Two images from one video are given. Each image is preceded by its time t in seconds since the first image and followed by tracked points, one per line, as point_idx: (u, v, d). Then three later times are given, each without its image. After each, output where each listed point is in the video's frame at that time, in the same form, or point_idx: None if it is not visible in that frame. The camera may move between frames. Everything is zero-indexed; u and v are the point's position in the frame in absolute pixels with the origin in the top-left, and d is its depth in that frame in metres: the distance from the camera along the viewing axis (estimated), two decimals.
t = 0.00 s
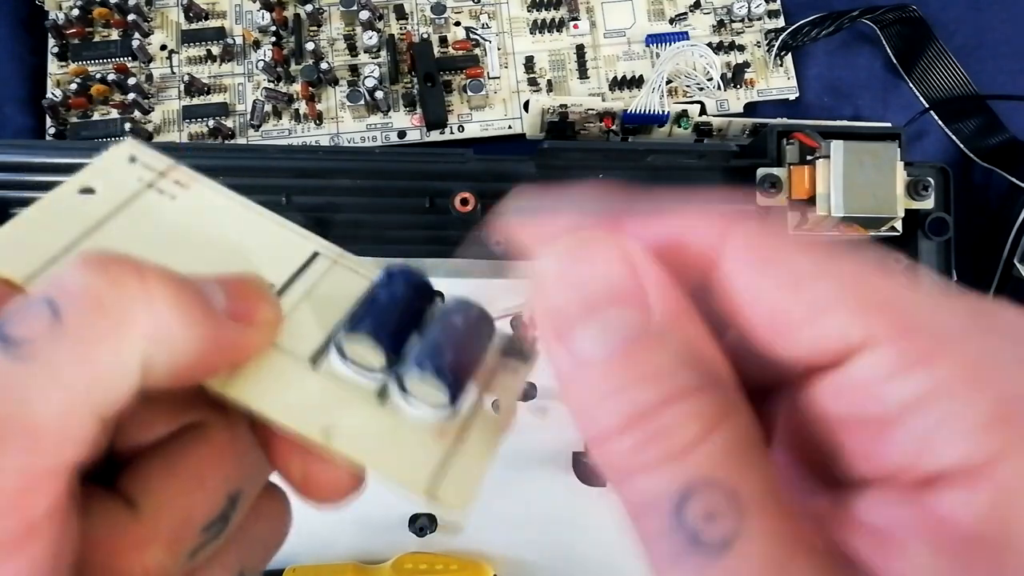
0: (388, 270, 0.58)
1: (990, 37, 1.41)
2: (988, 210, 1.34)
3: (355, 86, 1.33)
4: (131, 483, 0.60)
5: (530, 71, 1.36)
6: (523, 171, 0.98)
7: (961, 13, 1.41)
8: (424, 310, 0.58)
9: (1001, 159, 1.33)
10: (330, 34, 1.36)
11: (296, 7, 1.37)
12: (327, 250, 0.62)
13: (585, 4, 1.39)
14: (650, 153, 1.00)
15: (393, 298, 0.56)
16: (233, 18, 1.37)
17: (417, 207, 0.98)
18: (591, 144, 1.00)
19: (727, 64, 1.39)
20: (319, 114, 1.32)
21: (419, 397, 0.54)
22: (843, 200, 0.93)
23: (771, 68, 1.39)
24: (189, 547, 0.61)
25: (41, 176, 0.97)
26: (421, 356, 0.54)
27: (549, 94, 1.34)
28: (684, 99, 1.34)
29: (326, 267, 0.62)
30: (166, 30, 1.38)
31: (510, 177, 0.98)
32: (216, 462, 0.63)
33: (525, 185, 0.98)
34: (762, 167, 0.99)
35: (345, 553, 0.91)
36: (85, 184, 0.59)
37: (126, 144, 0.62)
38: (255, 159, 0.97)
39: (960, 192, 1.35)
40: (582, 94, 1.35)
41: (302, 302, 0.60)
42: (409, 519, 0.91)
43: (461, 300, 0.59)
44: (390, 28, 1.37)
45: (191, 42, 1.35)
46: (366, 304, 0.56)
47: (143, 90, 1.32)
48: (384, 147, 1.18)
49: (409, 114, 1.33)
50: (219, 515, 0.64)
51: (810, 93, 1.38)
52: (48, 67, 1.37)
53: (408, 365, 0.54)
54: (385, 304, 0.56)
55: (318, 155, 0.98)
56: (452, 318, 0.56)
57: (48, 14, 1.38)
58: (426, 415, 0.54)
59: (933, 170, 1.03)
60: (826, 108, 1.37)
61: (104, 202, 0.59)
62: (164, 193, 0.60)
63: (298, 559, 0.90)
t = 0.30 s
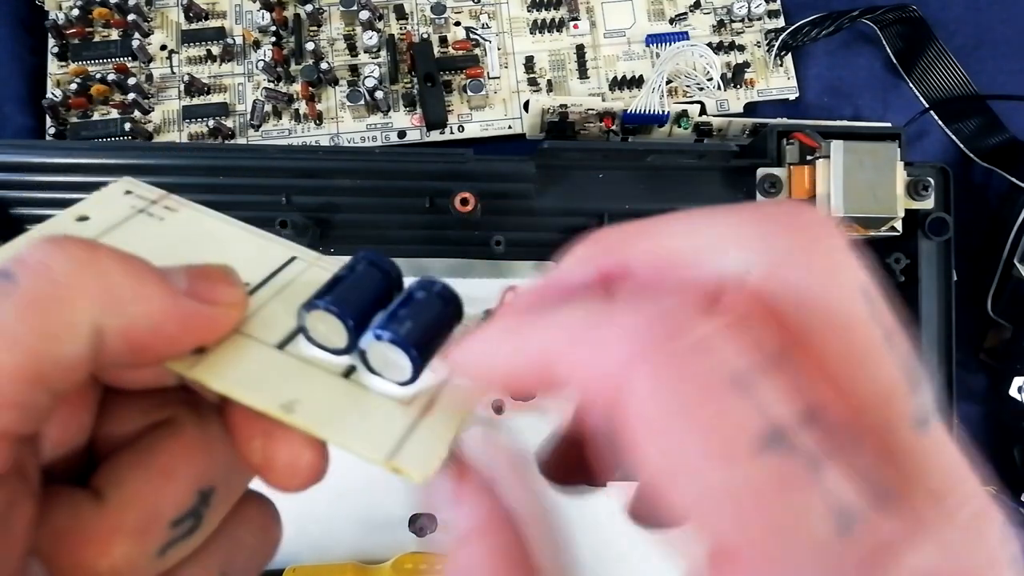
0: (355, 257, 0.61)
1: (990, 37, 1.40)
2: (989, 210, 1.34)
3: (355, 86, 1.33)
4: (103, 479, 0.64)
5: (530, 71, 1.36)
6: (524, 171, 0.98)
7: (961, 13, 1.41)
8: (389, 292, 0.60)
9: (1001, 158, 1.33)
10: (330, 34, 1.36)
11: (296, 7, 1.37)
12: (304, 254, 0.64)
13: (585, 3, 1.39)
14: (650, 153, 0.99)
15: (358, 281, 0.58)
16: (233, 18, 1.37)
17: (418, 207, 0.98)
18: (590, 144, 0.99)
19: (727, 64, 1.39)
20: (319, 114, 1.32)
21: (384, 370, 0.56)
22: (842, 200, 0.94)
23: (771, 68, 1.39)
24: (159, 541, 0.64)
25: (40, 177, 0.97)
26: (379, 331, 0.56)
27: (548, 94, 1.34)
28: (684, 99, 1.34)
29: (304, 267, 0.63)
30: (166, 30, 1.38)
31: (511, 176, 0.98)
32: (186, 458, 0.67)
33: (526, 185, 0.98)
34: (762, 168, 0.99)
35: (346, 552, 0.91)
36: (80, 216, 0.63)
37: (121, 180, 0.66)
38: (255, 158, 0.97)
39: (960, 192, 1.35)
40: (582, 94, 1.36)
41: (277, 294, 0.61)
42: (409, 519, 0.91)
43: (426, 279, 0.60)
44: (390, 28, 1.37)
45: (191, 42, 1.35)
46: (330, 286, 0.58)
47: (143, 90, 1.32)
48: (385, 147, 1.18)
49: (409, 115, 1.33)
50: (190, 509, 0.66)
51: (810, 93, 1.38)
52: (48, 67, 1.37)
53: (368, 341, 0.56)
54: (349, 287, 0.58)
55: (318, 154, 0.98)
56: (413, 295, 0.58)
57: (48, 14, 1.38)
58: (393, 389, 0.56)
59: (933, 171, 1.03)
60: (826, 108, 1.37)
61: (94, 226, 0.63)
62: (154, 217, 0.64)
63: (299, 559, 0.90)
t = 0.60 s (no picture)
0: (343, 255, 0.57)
1: (990, 37, 1.41)
2: (989, 210, 1.34)
3: (355, 86, 1.33)
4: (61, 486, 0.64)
5: (530, 71, 1.36)
6: (523, 171, 0.98)
7: (961, 13, 1.41)
8: (374, 294, 0.55)
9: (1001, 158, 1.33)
10: (330, 34, 1.36)
11: (296, 7, 1.37)
12: (293, 252, 0.60)
13: (585, 4, 1.39)
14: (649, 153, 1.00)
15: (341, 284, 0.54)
16: (233, 18, 1.37)
17: (417, 207, 0.98)
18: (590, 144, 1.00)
19: (727, 64, 1.39)
20: (319, 114, 1.32)
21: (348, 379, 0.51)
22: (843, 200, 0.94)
23: (771, 68, 1.39)
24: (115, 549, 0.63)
25: (39, 176, 0.97)
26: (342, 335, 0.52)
27: (548, 94, 1.34)
28: (684, 99, 1.33)
29: (289, 264, 0.59)
30: (166, 30, 1.37)
31: (511, 176, 0.98)
32: (141, 465, 0.65)
33: (526, 185, 0.98)
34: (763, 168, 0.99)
35: (346, 552, 0.90)
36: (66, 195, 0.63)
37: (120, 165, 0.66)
38: (256, 159, 0.97)
39: (960, 192, 1.35)
40: (582, 94, 1.35)
41: (252, 291, 0.57)
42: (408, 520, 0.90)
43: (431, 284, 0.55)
44: (390, 28, 1.37)
45: (191, 42, 1.35)
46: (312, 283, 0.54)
47: (143, 90, 1.32)
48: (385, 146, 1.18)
49: (409, 115, 1.33)
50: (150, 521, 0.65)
51: (810, 93, 1.38)
52: (48, 67, 1.36)
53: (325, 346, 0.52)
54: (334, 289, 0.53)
55: (319, 154, 0.98)
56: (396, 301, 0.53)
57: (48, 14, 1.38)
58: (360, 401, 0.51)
59: (933, 171, 1.03)
60: (826, 108, 1.37)
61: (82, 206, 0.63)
62: (145, 203, 0.63)
63: (299, 559, 0.89)
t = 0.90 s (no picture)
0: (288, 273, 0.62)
1: (990, 37, 1.41)
2: (990, 210, 1.33)
3: (355, 86, 1.33)
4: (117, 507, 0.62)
5: (530, 71, 1.36)
6: (524, 171, 0.98)
7: (961, 13, 1.41)
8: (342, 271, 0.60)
9: (1000, 158, 1.34)
10: (330, 34, 1.36)
11: (296, 7, 1.38)
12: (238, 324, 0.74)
13: (585, 4, 1.39)
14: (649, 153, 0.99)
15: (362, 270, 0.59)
16: (233, 18, 1.37)
17: (417, 207, 0.97)
18: (591, 144, 1.00)
19: (727, 64, 1.39)
20: (319, 114, 1.32)
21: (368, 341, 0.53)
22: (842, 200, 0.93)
23: (771, 68, 1.39)
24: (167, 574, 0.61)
25: (40, 176, 0.97)
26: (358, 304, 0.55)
27: (548, 94, 1.34)
28: (684, 99, 1.33)
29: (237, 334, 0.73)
30: (166, 30, 1.37)
31: (510, 176, 0.98)
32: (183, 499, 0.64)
33: (524, 185, 0.97)
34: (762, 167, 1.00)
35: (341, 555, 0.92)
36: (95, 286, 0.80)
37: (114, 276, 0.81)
38: (256, 159, 0.98)
39: (961, 192, 1.34)
40: (582, 94, 1.35)
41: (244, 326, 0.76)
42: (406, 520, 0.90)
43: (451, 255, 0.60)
44: (390, 28, 1.37)
45: (191, 42, 1.35)
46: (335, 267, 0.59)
47: (143, 90, 1.32)
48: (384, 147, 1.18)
49: (409, 115, 1.33)
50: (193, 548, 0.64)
51: (810, 93, 1.38)
52: (47, 67, 1.37)
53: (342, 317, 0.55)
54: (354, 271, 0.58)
55: (319, 154, 0.99)
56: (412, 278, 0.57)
57: (48, 14, 1.38)
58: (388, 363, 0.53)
59: (933, 171, 1.04)
60: (826, 108, 1.37)
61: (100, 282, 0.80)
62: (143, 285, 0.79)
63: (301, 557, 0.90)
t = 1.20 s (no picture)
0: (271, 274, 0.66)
1: (990, 37, 1.41)
2: (989, 209, 1.34)
3: (355, 86, 1.33)
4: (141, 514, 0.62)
5: (530, 71, 1.36)
6: (524, 171, 0.98)
7: (961, 13, 1.41)
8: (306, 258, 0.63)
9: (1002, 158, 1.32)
10: (330, 34, 1.36)
11: (296, 7, 1.38)
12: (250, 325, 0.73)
13: (585, 4, 1.39)
14: (650, 153, 0.99)
15: (324, 262, 0.60)
16: (233, 18, 1.37)
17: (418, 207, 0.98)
18: (591, 144, 0.99)
19: (727, 64, 1.38)
20: (319, 114, 1.32)
21: (332, 345, 0.55)
22: (843, 201, 0.93)
23: (771, 68, 1.38)
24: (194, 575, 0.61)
25: (40, 177, 0.98)
26: (319, 303, 0.58)
27: (548, 94, 1.34)
28: (684, 99, 1.33)
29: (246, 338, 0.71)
30: (166, 30, 1.37)
31: (511, 176, 0.98)
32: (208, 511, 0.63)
33: (526, 185, 0.98)
34: (762, 168, 1.00)
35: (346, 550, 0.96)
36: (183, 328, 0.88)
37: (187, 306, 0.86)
38: (255, 158, 0.97)
39: (960, 191, 1.35)
40: (582, 94, 1.35)
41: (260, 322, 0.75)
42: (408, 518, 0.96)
43: (419, 231, 0.59)
44: (390, 28, 1.37)
45: (191, 42, 1.35)
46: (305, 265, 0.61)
47: (143, 90, 1.32)
48: (384, 146, 1.19)
49: (409, 114, 1.33)
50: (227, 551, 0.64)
51: (810, 94, 1.38)
52: (47, 67, 1.37)
53: (304, 320, 0.58)
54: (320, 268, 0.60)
55: (318, 154, 0.98)
56: (375, 263, 0.57)
57: (48, 14, 1.38)
58: (356, 369, 0.53)
59: (933, 171, 1.03)
60: (826, 108, 1.37)
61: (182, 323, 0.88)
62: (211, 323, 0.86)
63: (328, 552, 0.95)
